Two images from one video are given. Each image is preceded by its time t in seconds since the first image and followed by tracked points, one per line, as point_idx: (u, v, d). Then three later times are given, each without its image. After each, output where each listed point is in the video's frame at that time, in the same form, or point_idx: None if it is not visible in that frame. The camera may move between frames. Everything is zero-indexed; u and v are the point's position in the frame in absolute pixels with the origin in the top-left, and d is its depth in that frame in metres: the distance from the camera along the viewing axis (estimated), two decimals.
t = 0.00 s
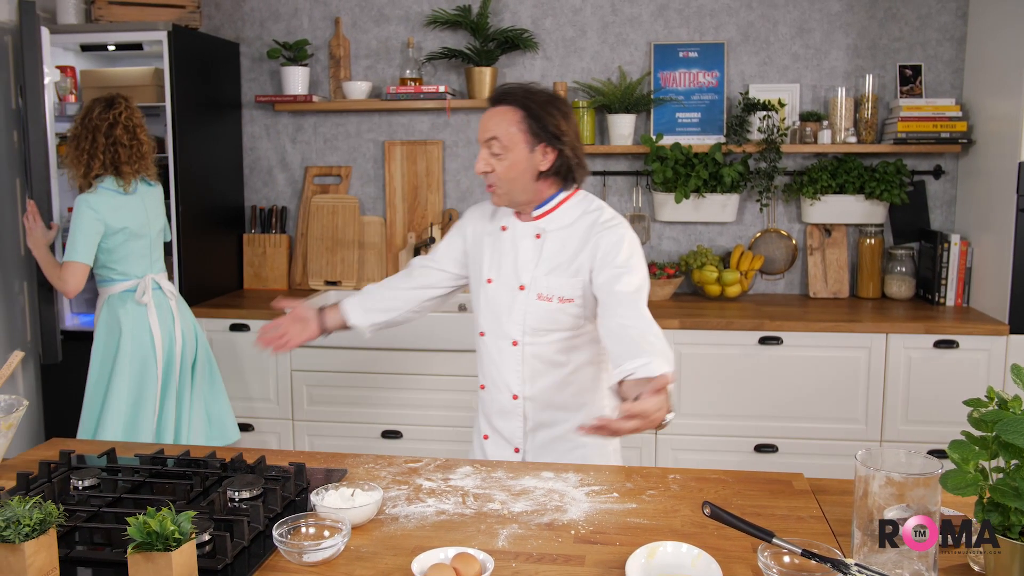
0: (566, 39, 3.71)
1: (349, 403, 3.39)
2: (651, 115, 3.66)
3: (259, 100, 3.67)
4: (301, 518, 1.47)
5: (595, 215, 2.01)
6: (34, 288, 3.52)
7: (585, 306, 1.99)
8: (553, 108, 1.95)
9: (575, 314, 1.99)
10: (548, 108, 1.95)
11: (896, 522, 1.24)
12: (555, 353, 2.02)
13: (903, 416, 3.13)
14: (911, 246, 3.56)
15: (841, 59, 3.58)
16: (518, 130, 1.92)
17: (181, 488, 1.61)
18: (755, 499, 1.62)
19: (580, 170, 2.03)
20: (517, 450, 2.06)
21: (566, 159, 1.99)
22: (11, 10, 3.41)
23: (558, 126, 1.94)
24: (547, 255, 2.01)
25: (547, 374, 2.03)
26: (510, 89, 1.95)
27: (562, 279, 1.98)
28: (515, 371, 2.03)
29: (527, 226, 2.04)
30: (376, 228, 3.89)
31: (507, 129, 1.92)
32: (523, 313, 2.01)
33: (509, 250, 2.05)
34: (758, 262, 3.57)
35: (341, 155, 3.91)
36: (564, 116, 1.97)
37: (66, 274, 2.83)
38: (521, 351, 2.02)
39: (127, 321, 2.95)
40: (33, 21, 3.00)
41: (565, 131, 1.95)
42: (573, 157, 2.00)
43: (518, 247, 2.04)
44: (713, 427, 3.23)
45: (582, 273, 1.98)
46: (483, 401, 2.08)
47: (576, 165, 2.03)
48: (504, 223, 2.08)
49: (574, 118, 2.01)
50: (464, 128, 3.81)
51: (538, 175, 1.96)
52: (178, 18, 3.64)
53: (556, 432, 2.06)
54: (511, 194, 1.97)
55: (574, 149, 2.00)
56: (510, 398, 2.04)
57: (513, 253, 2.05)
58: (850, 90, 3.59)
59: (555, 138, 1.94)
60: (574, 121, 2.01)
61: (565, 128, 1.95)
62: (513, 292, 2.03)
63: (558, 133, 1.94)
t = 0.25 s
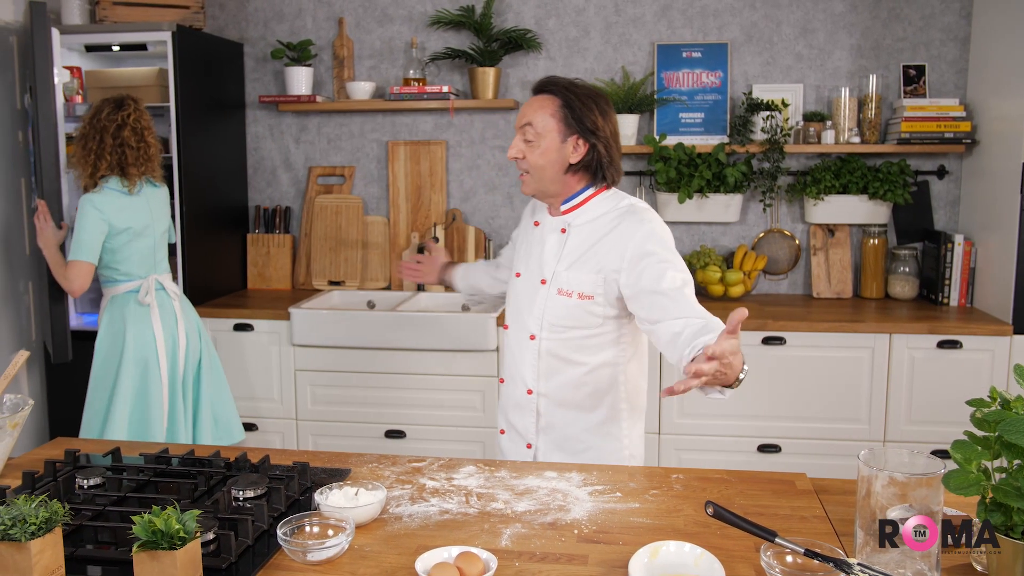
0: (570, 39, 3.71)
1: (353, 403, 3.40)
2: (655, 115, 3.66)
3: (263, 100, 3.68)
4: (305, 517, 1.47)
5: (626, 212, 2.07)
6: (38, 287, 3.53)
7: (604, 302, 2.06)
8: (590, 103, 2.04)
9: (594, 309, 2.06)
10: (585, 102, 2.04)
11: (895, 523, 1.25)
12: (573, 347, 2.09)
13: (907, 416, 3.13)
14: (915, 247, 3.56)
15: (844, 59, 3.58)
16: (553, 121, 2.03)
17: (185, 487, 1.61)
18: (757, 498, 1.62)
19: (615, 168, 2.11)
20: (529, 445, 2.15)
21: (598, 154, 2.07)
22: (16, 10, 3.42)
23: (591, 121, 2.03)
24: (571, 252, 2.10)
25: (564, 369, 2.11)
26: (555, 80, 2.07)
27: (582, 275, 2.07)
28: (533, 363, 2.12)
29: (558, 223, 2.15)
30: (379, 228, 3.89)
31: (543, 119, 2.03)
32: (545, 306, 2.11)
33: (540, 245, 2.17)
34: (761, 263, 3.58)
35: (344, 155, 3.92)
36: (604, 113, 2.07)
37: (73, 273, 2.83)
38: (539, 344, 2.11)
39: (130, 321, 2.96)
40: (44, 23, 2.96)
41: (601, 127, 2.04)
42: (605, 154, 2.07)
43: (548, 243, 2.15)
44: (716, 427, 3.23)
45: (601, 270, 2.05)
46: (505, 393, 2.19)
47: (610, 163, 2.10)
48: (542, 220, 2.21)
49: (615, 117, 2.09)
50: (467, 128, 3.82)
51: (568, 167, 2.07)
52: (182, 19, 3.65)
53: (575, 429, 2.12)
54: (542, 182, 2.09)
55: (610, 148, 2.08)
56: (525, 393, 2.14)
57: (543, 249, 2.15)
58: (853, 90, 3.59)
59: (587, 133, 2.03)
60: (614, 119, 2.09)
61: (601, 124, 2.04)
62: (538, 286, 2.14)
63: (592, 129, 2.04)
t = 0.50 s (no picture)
0: (572, 39, 3.71)
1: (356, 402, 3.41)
2: (657, 115, 3.67)
3: (266, 100, 3.69)
4: (308, 516, 1.48)
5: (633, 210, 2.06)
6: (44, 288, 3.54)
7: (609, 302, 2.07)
8: (611, 103, 2.05)
9: (598, 309, 2.07)
10: (606, 101, 2.05)
11: (895, 523, 1.26)
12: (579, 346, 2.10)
13: (909, 416, 3.13)
14: (917, 247, 3.56)
15: (847, 59, 3.58)
16: (572, 117, 2.05)
17: (188, 487, 1.62)
18: (759, 498, 1.63)
19: (629, 171, 2.12)
20: (537, 441, 2.19)
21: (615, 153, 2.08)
22: (20, 10, 3.42)
23: (610, 119, 2.04)
24: (579, 251, 2.10)
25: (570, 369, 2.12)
26: (580, 78, 2.08)
27: (588, 274, 2.07)
28: (541, 362, 2.13)
29: (569, 222, 2.16)
30: (382, 228, 3.90)
31: (563, 114, 2.05)
32: (552, 305, 2.12)
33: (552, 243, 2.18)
34: (763, 263, 3.58)
35: (347, 156, 3.93)
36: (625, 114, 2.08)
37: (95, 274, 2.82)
38: (546, 342, 2.12)
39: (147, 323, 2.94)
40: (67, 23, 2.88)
41: (619, 128, 2.05)
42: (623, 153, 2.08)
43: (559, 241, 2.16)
44: (718, 427, 3.23)
45: (607, 269, 2.06)
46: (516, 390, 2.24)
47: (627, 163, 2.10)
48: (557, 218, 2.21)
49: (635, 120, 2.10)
50: (470, 128, 3.83)
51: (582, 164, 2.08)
52: (185, 19, 3.65)
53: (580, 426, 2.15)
54: (556, 178, 2.10)
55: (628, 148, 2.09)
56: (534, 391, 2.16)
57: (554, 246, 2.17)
58: (856, 90, 3.59)
59: (604, 132, 2.04)
60: (633, 121, 2.10)
61: (619, 125, 2.05)
62: (547, 285, 2.14)
63: (609, 129, 2.05)
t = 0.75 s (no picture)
0: (574, 39, 3.71)
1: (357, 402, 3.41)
2: (659, 115, 3.67)
3: (267, 100, 3.69)
4: (309, 516, 1.48)
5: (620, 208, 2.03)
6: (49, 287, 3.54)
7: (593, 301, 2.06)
8: (590, 105, 1.99)
9: (583, 308, 2.06)
10: (587, 102, 1.99)
11: (895, 523, 1.26)
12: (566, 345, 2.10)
13: (910, 416, 3.13)
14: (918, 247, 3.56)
15: (848, 59, 3.57)
16: (554, 116, 2.04)
17: (189, 486, 1.62)
18: (760, 498, 1.62)
19: (607, 176, 2.05)
20: (527, 436, 2.23)
21: (587, 157, 2.03)
22: (22, 10, 3.42)
23: (582, 122, 1.99)
24: (568, 250, 2.10)
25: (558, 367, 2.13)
26: (579, 76, 2.03)
27: (574, 273, 2.07)
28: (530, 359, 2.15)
29: (564, 220, 2.15)
30: (383, 227, 3.90)
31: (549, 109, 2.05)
32: (541, 303, 2.13)
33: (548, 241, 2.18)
34: (765, 263, 3.57)
35: (348, 155, 3.93)
36: (603, 118, 1.99)
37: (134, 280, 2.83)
38: (535, 339, 2.14)
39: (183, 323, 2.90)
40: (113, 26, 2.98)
41: (590, 132, 1.99)
42: (597, 158, 2.02)
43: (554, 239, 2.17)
44: (720, 427, 3.23)
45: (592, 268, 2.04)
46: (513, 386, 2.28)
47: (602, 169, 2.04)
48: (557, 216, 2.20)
49: (619, 125, 1.99)
50: (471, 128, 3.83)
51: (559, 163, 2.07)
52: (186, 19, 3.65)
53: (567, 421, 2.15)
54: (541, 170, 2.12)
55: (605, 153, 2.01)
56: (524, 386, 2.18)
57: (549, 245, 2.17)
58: (857, 90, 3.59)
59: (573, 135, 2.00)
60: (619, 126, 2.00)
61: (589, 129, 1.98)
62: (539, 283, 2.15)
63: (579, 132, 1.99)
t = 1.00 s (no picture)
0: (575, 39, 3.71)
1: (356, 402, 3.41)
2: (659, 115, 3.67)
3: (268, 100, 3.70)
4: (310, 516, 1.48)
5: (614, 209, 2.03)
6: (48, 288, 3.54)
7: (586, 302, 2.06)
8: (582, 106, 1.99)
9: (576, 309, 2.07)
10: (580, 103, 1.99)
11: (895, 523, 1.26)
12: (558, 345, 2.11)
13: (910, 416, 3.13)
14: (919, 247, 3.56)
15: (849, 59, 3.57)
16: (546, 117, 2.05)
17: (191, 486, 1.62)
18: (760, 498, 1.63)
19: (596, 179, 2.04)
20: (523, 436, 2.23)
21: (576, 159, 2.03)
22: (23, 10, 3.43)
23: (572, 123, 1.99)
24: (561, 251, 2.10)
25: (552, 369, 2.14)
26: (574, 76, 2.03)
27: (565, 274, 2.07)
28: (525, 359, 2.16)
29: (558, 221, 2.16)
30: (383, 227, 3.90)
31: (544, 109, 2.06)
32: (534, 303, 2.14)
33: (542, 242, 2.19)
34: (765, 263, 3.57)
35: (349, 155, 3.93)
36: (594, 121, 1.98)
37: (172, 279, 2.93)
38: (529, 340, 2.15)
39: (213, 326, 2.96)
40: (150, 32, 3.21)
41: (579, 134, 1.99)
42: (585, 160, 2.02)
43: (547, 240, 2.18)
44: (720, 427, 3.23)
45: (585, 269, 2.03)
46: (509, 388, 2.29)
47: (590, 171, 2.03)
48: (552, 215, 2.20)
49: (609, 128, 1.99)
50: (472, 128, 3.83)
51: (549, 163, 2.08)
52: (187, 19, 3.66)
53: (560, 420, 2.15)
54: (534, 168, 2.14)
55: (594, 156, 2.01)
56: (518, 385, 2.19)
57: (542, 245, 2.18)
58: (858, 90, 3.59)
59: (562, 136, 2.01)
60: (610, 130, 1.99)
61: (578, 131, 1.99)
62: (532, 284, 2.16)
63: (569, 133, 2.00)
